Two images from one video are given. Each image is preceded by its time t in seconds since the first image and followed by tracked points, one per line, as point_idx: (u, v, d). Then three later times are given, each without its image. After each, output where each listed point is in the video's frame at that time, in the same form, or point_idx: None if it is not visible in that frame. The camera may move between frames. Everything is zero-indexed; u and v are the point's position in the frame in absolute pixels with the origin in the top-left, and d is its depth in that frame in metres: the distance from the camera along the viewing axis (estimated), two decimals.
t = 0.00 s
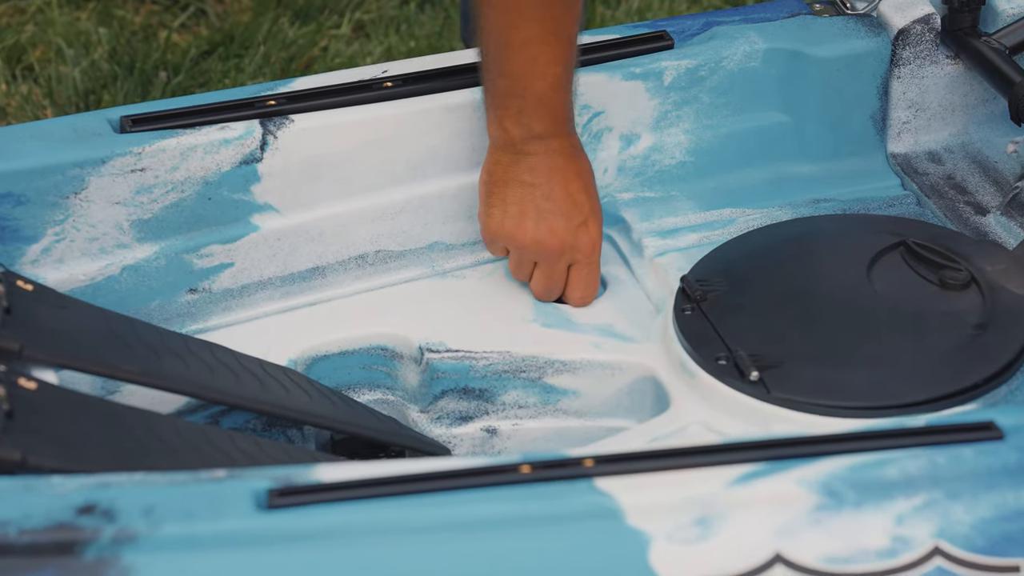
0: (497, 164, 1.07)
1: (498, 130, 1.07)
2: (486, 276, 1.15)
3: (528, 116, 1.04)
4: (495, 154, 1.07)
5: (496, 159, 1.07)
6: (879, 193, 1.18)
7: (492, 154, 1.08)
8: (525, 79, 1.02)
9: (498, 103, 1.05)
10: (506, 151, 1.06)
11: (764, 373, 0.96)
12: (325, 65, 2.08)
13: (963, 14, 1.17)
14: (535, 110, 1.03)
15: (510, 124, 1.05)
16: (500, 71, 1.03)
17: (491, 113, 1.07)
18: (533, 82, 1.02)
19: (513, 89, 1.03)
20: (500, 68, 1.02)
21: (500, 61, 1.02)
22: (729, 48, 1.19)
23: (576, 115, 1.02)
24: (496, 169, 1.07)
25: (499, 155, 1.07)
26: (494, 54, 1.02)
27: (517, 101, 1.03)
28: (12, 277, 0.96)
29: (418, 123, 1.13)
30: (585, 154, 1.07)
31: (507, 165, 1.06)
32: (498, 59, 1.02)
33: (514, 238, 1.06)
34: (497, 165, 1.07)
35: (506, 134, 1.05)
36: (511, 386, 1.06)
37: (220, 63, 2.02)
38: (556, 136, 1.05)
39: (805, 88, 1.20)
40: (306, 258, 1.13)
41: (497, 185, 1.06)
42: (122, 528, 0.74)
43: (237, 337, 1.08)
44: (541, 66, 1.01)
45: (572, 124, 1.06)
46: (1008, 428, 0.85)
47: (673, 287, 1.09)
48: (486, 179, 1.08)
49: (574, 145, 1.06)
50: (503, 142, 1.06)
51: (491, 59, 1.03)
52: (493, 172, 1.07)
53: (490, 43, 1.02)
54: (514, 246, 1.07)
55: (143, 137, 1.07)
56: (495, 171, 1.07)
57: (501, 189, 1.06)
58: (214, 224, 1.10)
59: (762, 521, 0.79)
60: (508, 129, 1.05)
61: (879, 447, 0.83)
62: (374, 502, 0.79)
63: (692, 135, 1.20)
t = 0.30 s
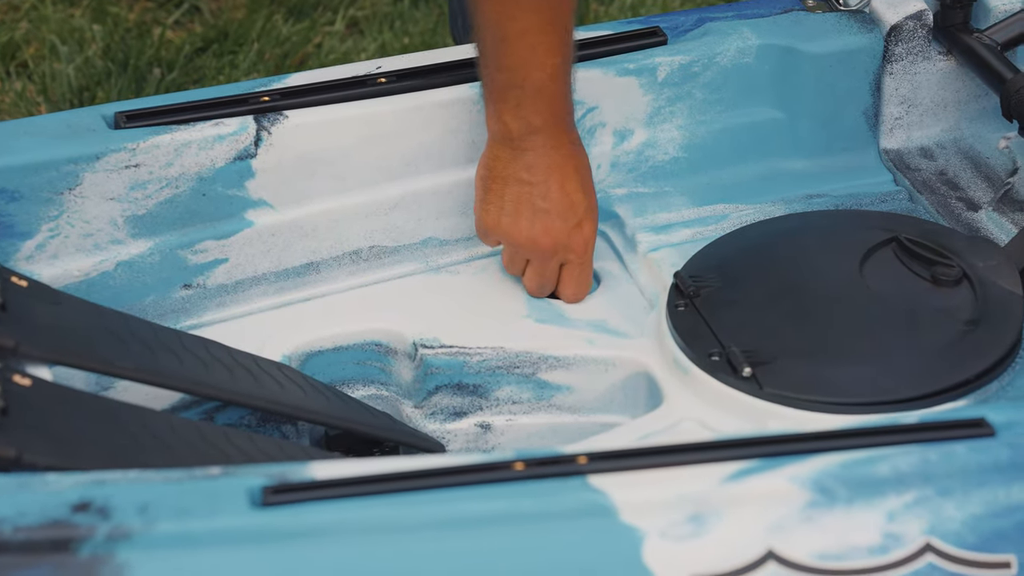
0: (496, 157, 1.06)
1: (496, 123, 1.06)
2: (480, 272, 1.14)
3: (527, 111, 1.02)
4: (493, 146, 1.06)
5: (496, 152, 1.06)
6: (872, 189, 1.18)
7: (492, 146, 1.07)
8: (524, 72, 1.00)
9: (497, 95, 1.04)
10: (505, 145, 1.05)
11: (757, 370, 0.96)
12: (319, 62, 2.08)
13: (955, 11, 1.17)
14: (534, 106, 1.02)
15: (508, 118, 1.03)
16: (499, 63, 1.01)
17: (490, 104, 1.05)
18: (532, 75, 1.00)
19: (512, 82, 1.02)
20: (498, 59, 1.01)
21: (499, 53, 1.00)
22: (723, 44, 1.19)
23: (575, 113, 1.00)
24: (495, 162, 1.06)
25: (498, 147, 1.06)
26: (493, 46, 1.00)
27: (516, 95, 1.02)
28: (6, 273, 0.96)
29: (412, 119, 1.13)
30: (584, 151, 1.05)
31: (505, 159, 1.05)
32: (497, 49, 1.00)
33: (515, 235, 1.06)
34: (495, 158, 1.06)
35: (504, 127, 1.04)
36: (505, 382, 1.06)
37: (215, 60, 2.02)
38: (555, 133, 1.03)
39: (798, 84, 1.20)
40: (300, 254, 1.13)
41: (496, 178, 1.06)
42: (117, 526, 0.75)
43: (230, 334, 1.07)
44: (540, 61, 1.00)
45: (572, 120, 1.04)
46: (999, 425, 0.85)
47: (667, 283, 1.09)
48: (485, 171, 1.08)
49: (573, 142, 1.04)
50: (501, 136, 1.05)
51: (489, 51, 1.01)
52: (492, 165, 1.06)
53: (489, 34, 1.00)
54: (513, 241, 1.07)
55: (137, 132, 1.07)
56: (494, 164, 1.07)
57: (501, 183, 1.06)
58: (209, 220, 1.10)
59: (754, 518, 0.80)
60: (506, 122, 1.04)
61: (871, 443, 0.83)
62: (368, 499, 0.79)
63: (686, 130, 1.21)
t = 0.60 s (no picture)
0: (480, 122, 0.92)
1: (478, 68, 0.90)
2: (471, 270, 1.14)
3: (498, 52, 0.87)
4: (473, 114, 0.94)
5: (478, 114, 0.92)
6: (860, 187, 1.19)
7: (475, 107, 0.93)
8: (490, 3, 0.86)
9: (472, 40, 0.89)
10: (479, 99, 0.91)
11: (745, 368, 0.97)
12: (310, 62, 2.09)
13: (941, 9, 1.17)
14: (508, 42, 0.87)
15: (482, 64, 0.89)
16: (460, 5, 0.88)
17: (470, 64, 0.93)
18: (507, 27, 0.86)
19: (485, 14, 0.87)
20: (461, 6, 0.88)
21: None
22: (712, 43, 1.19)
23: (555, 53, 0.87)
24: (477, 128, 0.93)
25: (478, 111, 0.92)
26: None
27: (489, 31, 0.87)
28: None
29: (402, 117, 1.13)
30: (579, 93, 0.90)
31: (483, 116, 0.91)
32: None
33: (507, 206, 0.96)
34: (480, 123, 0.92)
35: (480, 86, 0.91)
36: (495, 379, 1.07)
37: (205, 59, 2.02)
38: (534, 67, 0.87)
39: (787, 83, 1.21)
40: (291, 252, 1.13)
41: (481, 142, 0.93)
42: (107, 526, 0.75)
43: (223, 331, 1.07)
44: None
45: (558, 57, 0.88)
46: (985, 424, 0.85)
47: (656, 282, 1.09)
48: (473, 145, 0.95)
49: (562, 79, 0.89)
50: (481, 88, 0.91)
51: None
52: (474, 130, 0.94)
53: None
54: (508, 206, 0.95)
55: (128, 131, 1.07)
56: (480, 125, 0.92)
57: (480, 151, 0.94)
58: (199, 218, 1.10)
59: (742, 517, 0.80)
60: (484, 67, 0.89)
61: (857, 443, 0.84)
62: (357, 500, 0.79)
63: (675, 129, 1.21)
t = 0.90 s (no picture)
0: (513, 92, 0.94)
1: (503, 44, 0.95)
2: (461, 269, 1.14)
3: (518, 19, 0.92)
4: (506, 93, 0.97)
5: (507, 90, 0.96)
6: (847, 185, 1.20)
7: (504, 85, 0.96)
8: None
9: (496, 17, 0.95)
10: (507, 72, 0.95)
11: (732, 366, 0.97)
12: (299, 62, 2.09)
13: (929, 9, 1.18)
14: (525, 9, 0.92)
15: (505, 36, 0.94)
16: None
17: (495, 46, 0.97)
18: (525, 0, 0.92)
19: None
20: None
21: None
22: (700, 41, 1.20)
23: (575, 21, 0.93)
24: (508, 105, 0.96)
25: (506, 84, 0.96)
26: None
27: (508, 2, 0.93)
28: None
29: (390, 116, 1.13)
30: (605, 52, 0.94)
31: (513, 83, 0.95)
32: None
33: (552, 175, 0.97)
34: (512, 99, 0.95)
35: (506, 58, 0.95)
36: (483, 378, 1.07)
37: (194, 58, 2.02)
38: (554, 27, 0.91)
39: (774, 81, 1.21)
40: (278, 252, 1.13)
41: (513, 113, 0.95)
42: (94, 526, 0.75)
43: (214, 332, 1.07)
44: None
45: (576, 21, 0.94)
46: (969, 422, 0.86)
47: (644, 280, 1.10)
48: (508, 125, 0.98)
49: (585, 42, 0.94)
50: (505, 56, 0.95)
51: None
52: (507, 107, 0.97)
53: None
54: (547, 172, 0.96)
55: (115, 131, 1.07)
56: (514, 95, 0.95)
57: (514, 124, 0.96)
58: (187, 218, 1.10)
59: (728, 515, 0.81)
60: (507, 39, 0.94)
61: (843, 441, 0.84)
62: (344, 499, 0.80)
63: (664, 128, 1.21)
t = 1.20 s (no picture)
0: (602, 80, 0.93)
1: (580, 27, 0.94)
2: (443, 267, 1.14)
3: None
4: (590, 71, 0.95)
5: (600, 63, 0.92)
6: (828, 183, 1.20)
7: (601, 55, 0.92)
8: None
9: None
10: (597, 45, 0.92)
11: (711, 364, 0.98)
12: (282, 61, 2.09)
13: (907, 8, 1.18)
14: None
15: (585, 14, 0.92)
16: None
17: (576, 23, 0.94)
18: None
19: None
20: None
21: None
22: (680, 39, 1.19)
23: None
24: (599, 88, 0.95)
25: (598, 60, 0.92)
26: None
27: None
28: None
29: (371, 115, 1.13)
30: (681, 28, 0.93)
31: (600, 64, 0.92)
32: None
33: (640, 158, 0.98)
34: (598, 75, 0.93)
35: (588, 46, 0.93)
36: (464, 376, 1.07)
37: (177, 57, 2.02)
38: (632, 7, 0.89)
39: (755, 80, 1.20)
40: (259, 251, 1.13)
41: (599, 92, 0.94)
42: (71, 524, 0.76)
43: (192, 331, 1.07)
44: None
45: None
46: (945, 418, 0.86)
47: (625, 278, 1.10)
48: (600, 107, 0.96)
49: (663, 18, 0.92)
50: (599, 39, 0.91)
51: None
52: (602, 76, 0.93)
53: None
54: (636, 150, 0.96)
55: (95, 130, 1.07)
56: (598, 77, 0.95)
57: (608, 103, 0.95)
58: (167, 216, 1.10)
59: (704, 511, 0.81)
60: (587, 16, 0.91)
61: (819, 437, 0.85)
62: (322, 497, 0.80)
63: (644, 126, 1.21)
